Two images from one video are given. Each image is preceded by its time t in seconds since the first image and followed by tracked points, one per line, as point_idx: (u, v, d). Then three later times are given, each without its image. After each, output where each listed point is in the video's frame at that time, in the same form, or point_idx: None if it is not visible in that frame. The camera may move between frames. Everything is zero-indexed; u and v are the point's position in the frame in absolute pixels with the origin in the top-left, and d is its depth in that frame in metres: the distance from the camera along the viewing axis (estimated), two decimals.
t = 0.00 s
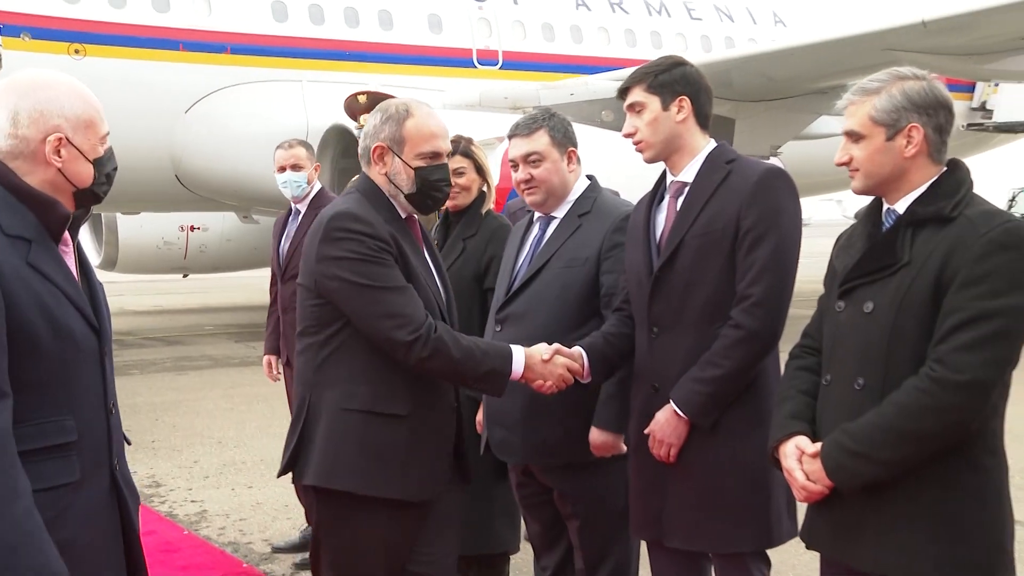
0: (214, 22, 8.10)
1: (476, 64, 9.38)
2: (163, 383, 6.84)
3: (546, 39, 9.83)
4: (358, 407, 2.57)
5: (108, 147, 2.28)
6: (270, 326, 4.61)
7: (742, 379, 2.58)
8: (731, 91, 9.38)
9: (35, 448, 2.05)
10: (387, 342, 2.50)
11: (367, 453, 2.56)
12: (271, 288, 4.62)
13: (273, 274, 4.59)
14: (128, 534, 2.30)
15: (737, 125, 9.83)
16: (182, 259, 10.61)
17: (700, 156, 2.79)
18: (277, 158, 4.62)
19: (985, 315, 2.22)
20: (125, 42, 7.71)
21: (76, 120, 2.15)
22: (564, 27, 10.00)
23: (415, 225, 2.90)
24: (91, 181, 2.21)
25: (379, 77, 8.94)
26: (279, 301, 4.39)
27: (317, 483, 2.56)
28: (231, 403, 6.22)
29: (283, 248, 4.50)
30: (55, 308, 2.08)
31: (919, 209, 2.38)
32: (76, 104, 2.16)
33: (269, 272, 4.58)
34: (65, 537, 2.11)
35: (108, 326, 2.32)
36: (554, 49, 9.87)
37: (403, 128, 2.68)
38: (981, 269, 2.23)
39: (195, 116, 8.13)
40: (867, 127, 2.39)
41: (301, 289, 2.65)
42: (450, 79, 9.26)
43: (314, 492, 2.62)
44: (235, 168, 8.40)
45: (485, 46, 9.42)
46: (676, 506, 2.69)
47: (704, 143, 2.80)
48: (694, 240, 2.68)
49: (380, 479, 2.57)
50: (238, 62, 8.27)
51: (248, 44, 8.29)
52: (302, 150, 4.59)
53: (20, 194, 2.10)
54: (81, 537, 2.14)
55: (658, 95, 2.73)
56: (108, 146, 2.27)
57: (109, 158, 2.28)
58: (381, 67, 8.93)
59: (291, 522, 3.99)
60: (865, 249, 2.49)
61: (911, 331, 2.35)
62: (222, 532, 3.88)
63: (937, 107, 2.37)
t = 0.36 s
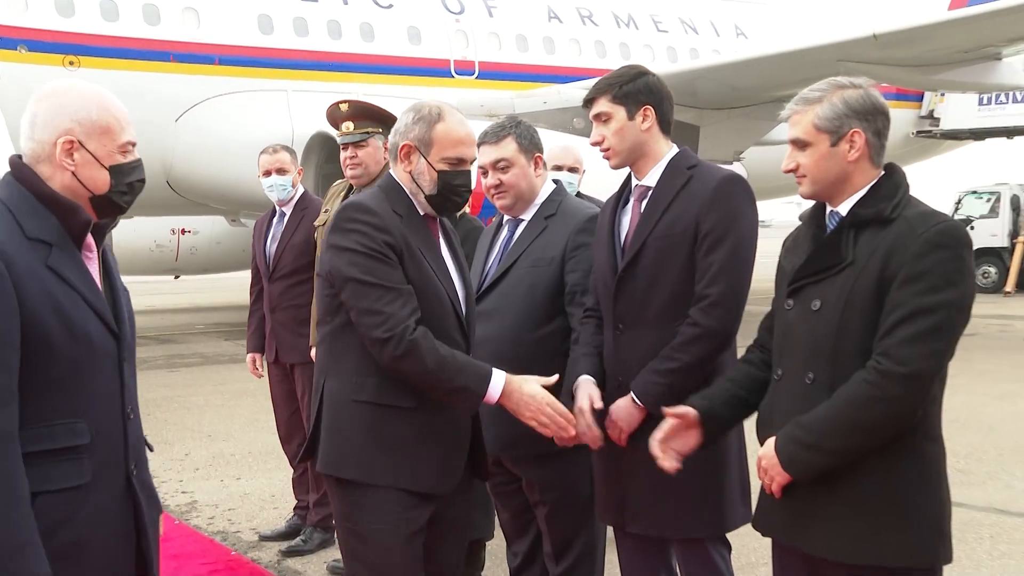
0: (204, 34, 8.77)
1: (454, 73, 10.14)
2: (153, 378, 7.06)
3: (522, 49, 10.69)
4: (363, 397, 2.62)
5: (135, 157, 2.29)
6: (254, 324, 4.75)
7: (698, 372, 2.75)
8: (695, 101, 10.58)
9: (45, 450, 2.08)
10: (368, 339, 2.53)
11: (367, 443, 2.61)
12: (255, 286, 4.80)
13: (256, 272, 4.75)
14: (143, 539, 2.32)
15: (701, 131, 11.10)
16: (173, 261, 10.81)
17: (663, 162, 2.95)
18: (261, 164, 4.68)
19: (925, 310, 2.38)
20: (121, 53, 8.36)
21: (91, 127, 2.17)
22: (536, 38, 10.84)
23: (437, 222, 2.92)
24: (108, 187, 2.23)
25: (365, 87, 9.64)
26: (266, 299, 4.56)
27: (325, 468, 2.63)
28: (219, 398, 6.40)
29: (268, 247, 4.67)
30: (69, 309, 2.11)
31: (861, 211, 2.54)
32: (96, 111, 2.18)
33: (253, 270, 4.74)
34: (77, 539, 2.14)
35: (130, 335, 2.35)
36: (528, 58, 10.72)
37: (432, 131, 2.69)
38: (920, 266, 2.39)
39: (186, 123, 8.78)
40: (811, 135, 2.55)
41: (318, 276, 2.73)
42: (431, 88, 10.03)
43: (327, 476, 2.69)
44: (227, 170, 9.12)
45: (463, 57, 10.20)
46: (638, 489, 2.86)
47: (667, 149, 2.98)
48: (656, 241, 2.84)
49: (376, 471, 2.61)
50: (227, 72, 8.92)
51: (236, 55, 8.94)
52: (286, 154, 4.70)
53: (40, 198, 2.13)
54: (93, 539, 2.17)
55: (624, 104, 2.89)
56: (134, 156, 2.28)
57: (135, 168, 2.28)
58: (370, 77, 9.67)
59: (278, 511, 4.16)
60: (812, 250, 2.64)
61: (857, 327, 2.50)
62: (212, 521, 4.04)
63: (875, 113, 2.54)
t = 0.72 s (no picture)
0: (201, 44, 9.59)
1: (438, 84, 11.12)
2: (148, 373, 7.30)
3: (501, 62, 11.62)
4: (378, 404, 2.67)
5: (165, 162, 2.33)
6: (244, 320, 4.93)
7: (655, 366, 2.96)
8: (668, 112, 11.59)
9: (41, 434, 2.14)
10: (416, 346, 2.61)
11: (383, 449, 2.67)
12: (245, 285, 4.96)
13: (247, 270, 4.92)
14: (153, 537, 2.34)
15: (673, 140, 12.21)
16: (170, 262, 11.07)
17: (632, 168, 3.14)
18: (256, 168, 4.87)
19: (869, 305, 2.57)
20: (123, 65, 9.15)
21: (111, 127, 2.24)
22: (517, 51, 11.79)
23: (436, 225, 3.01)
24: (128, 188, 2.27)
25: (351, 97, 10.54)
26: (258, 298, 4.74)
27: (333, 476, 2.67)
28: (211, 391, 6.61)
29: (260, 249, 4.84)
30: (73, 298, 2.18)
31: (806, 215, 2.73)
32: (118, 112, 2.25)
33: (244, 269, 4.91)
34: (74, 528, 2.18)
35: (156, 338, 2.38)
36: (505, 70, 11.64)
37: (438, 134, 2.79)
38: (863, 264, 2.58)
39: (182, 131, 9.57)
40: (760, 138, 2.73)
41: (325, 286, 2.73)
42: (414, 98, 10.97)
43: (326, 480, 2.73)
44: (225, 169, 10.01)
45: (446, 68, 11.16)
46: (606, 479, 3.02)
47: (636, 157, 3.16)
48: (622, 245, 3.02)
49: (392, 475, 2.68)
50: (222, 82, 9.74)
51: (231, 66, 9.76)
52: (281, 159, 4.88)
53: (64, 195, 2.23)
54: (91, 529, 2.20)
55: (600, 116, 3.07)
56: (166, 162, 2.33)
57: (162, 172, 2.31)
58: (355, 86, 10.56)
59: (267, 500, 4.33)
60: (757, 255, 2.80)
61: (805, 325, 2.67)
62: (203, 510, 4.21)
63: (819, 125, 2.74)
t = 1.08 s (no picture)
0: (211, 64, 10.05)
1: (434, 100, 11.56)
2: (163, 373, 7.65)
3: (494, 79, 12.10)
4: (375, 418, 2.66)
5: (173, 175, 2.39)
6: (251, 322, 5.19)
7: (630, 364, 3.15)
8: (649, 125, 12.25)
9: (50, 445, 2.20)
10: (409, 353, 2.60)
11: (383, 463, 2.66)
12: (250, 290, 5.20)
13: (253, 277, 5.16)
14: (154, 546, 2.39)
15: (653, 151, 12.84)
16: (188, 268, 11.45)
17: (607, 178, 3.34)
18: (257, 179, 5.15)
19: (825, 306, 2.76)
20: (137, 85, 9.65)
21: (120, 141, 2.30)
22: (507, 69, 12.28)
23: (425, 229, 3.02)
24: (135, 201, 2.33)
25: (353, 112, 11.04)
26: (260, 302, 4.98)
27: (336, 493, 2.67)
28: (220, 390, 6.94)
29: (264, 256, 5.10)
30: (83, 313, 2.24)
31: (768, 221, 2.91)
32: (125, 125, 2.31)
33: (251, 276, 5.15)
34: (79, 537, 2.21)
35: (161, 351, 2.45)
36: (499, 86, 12.14)
37: (416, 135, 2.78)
38: (821, 267, 2.77)
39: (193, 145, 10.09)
40: (721, 155, 2.92)
41: (313, 303, 2.73)
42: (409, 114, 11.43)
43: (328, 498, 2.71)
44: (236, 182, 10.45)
45: (441, 85, 11.62)
46: (585, 470, 3.22)
47: (611, 167, 3.36)
48: (599, 250, 3.23)
49: (396, 487, 2.67)
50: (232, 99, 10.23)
51: (240, 84, 10.26)
52: (276, 171, 5.10)
53: (76, 207, 2.30)
54: (98, 539, 2.25)
55: (580, 129, 3.27)
56: (172, 174, 2.38)
57: (170, 185, 2.36)
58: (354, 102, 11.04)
59: (273, 492, 4.57)
60: (722, 257, 2.98)
61: (766, 327, 2.86)
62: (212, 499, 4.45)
63: (772, 135, 2.95)
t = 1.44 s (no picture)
0: (243, 89, 10.78)
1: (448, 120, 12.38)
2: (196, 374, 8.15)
3: (501, 100, 12.92)
4: (391, 420, 2.68)
5: (172, 184, 2.41)
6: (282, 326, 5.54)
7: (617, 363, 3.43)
8: (646, 142, 12.71)
9: (75, 463, 2.23)
10: (407, 365, 2.58)
11: (397, 466, 2.66)
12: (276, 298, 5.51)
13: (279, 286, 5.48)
14: (180, 548, 2.49)
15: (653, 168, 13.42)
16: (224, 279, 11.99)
17: (598, 192, 3.63)
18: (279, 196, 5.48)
19: (792, 312, 2.98)
20: (173, 107, 10.30)
21: (116, 154, 2.31)
22: (516, 91, 13.10)
23: (450, 235, 3.04)
24: (133, 216, 2.37)
25: (372, 133, 11.86)
26: (281, 308, 5.30)
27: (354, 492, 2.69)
28: (242, 387, 7.43)
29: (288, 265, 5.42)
30: (99, 332, 2.26)
31: (742, 233, 3.14)
32: (119, 137, 2.31)
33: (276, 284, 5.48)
34: (107, 550, 2.25)
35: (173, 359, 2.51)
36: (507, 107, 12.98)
37: (434, 144, 2.80)
38: (789, 276, 2.99)
39: (227, 162, 10.76)
40: (692, 175, 3.21)
41: (336, 307, 2.78)
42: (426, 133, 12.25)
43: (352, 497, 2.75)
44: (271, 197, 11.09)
45: (454, 107, 12.45)
46: (577, 462, 3.47)
47: (601, 183, 3.66)
48: (591, 258, 3.51)
49: (409, 492, 2.66)
50: (261, 121, 10.95)
51: (269, 107, 10.98)
52: (303, 184, 5.42)
53: (79, 221, 2.32)
54: (126, 550, 2.30)
55: (573, 147, 3.58)
56: (171, 183, 2.41)
57: (168, 196, 2.39)
58: (376, 123, 11.84)
59: (296, 481, 4.93)
60: (700, 266, 3.22)
61: (739, 330, 3.09)
62: (238, 488, 4.83)
63: (741, 155, 3.21)
